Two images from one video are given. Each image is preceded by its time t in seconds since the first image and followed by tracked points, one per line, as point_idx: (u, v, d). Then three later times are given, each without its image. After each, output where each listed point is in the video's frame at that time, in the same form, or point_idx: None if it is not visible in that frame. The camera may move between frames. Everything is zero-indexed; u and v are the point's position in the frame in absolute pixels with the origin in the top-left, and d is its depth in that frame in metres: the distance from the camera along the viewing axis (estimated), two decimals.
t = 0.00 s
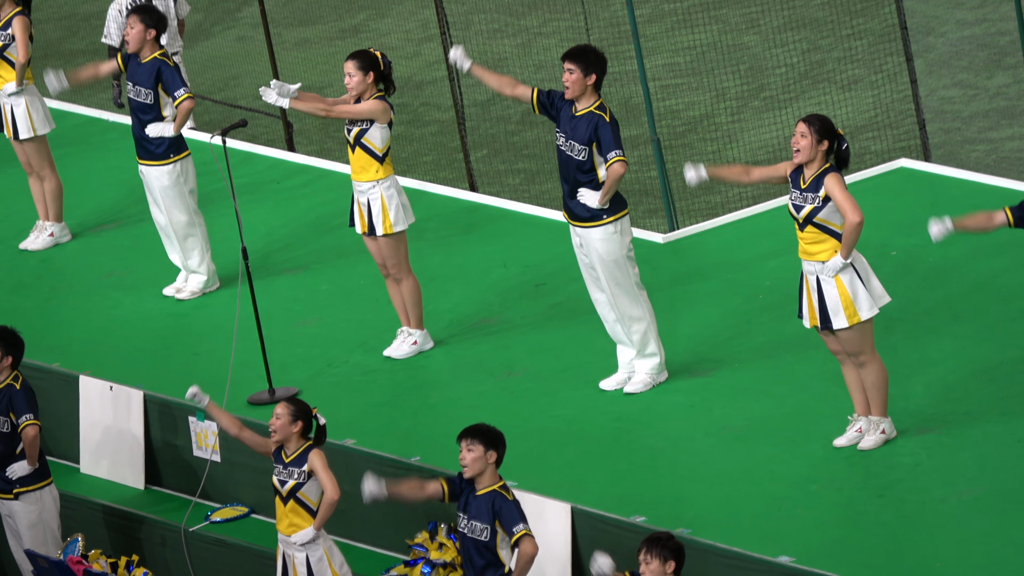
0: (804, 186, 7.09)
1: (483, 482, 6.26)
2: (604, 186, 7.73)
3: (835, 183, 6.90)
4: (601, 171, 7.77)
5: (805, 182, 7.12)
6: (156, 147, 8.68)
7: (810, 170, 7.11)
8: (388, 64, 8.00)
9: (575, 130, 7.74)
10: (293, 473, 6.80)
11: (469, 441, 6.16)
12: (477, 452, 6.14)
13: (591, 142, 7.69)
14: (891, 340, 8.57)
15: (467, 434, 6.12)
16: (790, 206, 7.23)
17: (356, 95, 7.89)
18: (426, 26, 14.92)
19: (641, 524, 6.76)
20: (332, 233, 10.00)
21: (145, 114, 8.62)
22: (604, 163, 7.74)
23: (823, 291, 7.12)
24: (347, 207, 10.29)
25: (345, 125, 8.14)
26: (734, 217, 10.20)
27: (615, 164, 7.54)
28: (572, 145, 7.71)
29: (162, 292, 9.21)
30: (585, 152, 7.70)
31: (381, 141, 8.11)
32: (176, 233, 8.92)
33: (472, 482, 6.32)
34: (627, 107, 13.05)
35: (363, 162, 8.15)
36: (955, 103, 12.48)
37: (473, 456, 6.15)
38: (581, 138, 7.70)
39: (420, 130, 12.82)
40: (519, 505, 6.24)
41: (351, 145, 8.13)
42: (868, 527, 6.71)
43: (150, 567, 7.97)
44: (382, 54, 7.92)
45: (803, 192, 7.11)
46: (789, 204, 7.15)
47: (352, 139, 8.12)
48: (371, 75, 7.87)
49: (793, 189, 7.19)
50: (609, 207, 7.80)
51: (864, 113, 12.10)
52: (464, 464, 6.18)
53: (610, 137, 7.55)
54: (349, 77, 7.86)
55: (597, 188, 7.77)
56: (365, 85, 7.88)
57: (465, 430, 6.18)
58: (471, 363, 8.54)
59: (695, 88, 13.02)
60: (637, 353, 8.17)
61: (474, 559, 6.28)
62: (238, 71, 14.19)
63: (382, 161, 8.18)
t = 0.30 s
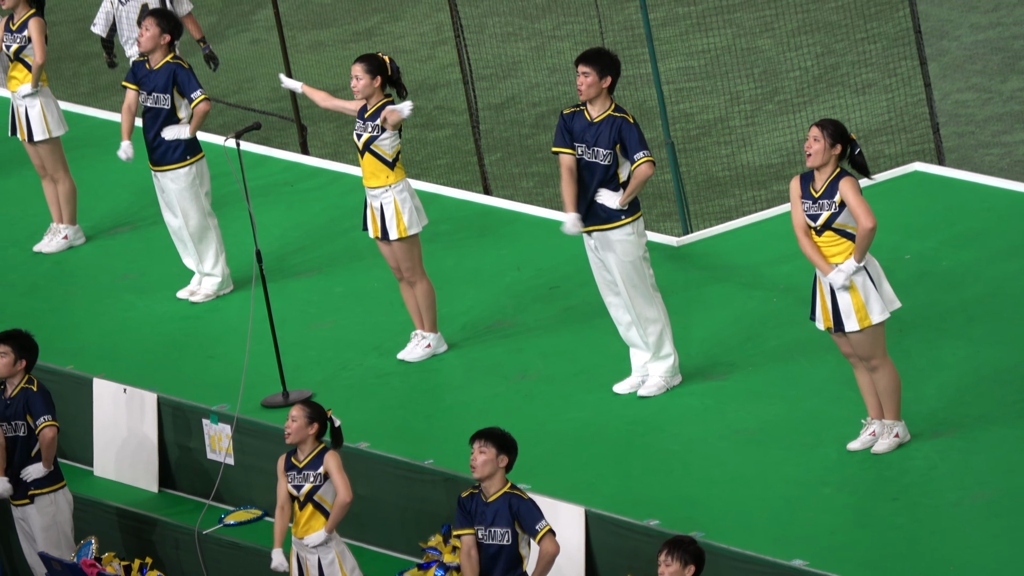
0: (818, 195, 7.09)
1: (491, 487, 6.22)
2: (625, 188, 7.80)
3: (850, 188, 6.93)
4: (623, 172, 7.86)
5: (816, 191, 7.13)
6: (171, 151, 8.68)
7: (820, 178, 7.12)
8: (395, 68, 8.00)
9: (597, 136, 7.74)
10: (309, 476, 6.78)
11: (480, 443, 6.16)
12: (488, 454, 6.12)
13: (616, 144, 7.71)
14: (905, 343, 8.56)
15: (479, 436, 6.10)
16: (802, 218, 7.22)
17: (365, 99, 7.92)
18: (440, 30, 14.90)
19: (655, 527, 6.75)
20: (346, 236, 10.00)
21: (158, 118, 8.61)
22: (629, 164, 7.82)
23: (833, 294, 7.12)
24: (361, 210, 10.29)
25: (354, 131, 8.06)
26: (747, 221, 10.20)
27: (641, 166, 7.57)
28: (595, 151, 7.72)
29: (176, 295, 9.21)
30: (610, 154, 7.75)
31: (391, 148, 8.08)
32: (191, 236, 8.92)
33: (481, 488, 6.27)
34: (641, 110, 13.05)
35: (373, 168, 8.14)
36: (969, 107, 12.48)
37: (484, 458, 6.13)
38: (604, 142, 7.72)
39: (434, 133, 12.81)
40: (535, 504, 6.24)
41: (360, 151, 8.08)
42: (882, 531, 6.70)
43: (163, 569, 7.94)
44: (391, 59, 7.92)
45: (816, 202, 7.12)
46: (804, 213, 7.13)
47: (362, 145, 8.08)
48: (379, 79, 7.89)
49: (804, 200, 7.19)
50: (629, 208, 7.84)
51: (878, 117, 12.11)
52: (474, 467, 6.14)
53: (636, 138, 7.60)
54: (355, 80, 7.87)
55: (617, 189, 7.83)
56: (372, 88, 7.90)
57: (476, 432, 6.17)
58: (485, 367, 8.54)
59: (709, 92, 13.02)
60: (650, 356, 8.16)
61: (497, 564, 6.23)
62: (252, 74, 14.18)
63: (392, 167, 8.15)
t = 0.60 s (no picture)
0: (830, 196, 7.08)
1: (507, 492, 6.24)
2: (635, 194, 7.74)
3: (862, 194, 6.88)
4: (633, 179, 7.77)
5: (832, 191, 7.10)
6: (179, 157, 8.66)
7: (836, 179, 7.08)
8: (411, 76, 7.97)
9: (608, 141, 7.75)
10: (322, 481, 6.78)
11: (489, 451, 6.15)
12: (499, 462, 6.12)
13: (624, 151, 7.69)
14: (918, 348, 8.54)
15: (491, 445, 6.09)
16: (816, 215, 7.22)
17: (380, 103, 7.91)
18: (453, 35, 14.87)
19: (668, 533, 6.74)
20: (359, 243, 10.00)
21: (169, 123, 8.58)
22: (638, 172, 7.77)
23: (847, 300, 7.10)
24: (373, 216, 10.28)
25: (370, 136, 8.06)
26: (760, 226, 10.18)
27: (649, 173, 7.56)
28: (604, 156, 7.72)
29: (188, 302, 9.19)
30: (620, 161, 7.72)
31: (407, 154, 8.10)
32: (202, 243, 8.89)
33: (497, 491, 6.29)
34: (653, 116, 13.04)
35: (388, 173, 8.16)
36: (982, 112, 12.46)
37: (496, 466, 6.14)
38: (613, 148, 7.71)
39: (447, 139, 12.81)
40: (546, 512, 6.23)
41: (377, 156, 8.11)
42: (895, 537, 6.69)
43: None
44: (407, 65, 7.91)
45: (829, 201, 7.10)
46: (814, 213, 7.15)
47: (377, 150, 8.10)
48: (395, 84, 7.86)
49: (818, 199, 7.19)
50: (638, 214, 7.80)
51: (891, 122, 12.11)
52: (487, 475, 6.15)
53: (645, 145, 7.60)
54: (372, 85, 7.86)
55: (628, 196, 7.78)
56: (388, 94, 7.87)
57: (488, 441, 6.15)
58: (498, 373, 8.52)
59: (721, 97, 13.01)
60: (663, 362, 8.15)
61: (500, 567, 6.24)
62: (265, 80, 14.19)
63: (407, 172, 8.18)
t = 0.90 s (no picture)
0: (840, 210, 7.06)
1: (513, 507, 6.19)
2: (644, 211, 7.72)
3: (873, 208, 6.86)
4: (640, 195, 7.74)
5: (841, 206, 7.08)
6: (189, 171, 8.65)
7: (846, 193, 7.07)
8: (426, 91, 7.97)
9: (613, 152, 7.72)
10: (329, 495, 6.75)
11: (499, 465, 6.13)
12: (507, 475, 6.09)
13: (629, 165, 7.65)
14: (930, 361, 8.52)
15: (499, 457, 6.07)
16: (826, 229, 7.19)
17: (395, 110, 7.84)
18: (466, 48, 14.84)
19: (682, 547, 6.75)
20: (371, 256, 10.00)
21: (179, 138, 8.60)
22: (645, 187, 7.71)
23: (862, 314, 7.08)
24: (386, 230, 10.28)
25: (376, 146, 8.09)
26: (773, 239, 10.16)
27: (655, 187, 7.49)
28: (608, 168, 7.68)
29: (202, 315, 9.20)
30: (625, 175, 7.69)
31: (412, 162, 8.05)
32: (215, 257, 8.89)
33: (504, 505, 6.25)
34: (666, 129, 13.04)
35: (395, 183, 8.13)
36: (995, 125, 12.46)
37: (503, 479, 6.11)
38: (618, 161, 7.67)
39: (460, 152, 12.81)
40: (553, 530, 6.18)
41: (383, 165, 8.09)
42: (909, 550, 6.66)
43: None
44: (420, 81, 7.91)
45: (839, 215, 7.08)
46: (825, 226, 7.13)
47: (383, 159, 8.08)
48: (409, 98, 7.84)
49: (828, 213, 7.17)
50: (649, 229, 7.78)
51: (904, 135, 12.11)
52: (493, 487, 6.12)
53: (649, 159, 7.52)
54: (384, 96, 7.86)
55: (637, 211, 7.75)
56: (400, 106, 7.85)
57: (496, 453, 6.14)
58: (510, 386, 8.51)
59: (734, 110, 13.01)
60: (676, 376, 8.14)
61: None
62: (278, 93, 14.20)
63: (413, 181, 8.15)
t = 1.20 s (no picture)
0: (859, 224, 7.05)
1: (538, 520, 6.18)
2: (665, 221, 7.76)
3: (891, 220, 6.89)
4: (662, 207, 7.81)
5: (861, 219, 7.05)
6: (202, 185, 8.61)
7: (864, 207, 7.08)
8: (443, 109, 7.97)
9: (634, 169, 7.74)
10: (347, 508, 6.76)
11: (520, 481, 6.10)
12: (529, 491, 6.07)
13: (652, 178, 7.69)
14: (945, 375, 8.50)
15: (518, 472, 6.06)
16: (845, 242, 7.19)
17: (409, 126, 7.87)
18: (479, 63, 14.80)
19: (695, 561, 6.68)
20: (385, 271, 9.99)
21: (193, 153, 8.60)
22: (666, 199, 7.79)
23: (877, 327, 7.08)
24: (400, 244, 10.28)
25: (393, 160, 8.10)
26: (787, 254, 10.15)
27: (678, 199, 7.54)
28: (631, 183, 7.72)
29: (216, 330, 9.20)
30: (646, 188, 7.72)
31: (432, 176, 8.10)
32: (225, 270, 8.84)
33: (526, 519, 6.23)
34: (680, 144, 13.04)
35: (413, 198, 8.15)
36: (1009, 139, 12.46)
37: (525, 495, 6.09)
38: (640, 175, 7.71)
39: (473, 166, 12.82)
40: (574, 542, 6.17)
41: (401, 179, 8.11)
42: (924, 564, 6.64)
43: None
44: (438, 97, 7.90)
45: (859, 229, 7.08)
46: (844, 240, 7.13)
47: (402, 173, 8.11)
48: (425, 112, 7.84)
49: (847, 227, 7.17)
50: (670, 241, 7.77)
51: (918, 150, 12.12)
52: (517, 503, 6.11)
53: (672, 171, 7.58)
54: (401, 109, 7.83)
55: (657, 223, 7.80)
56: (418, 120, 7.85)
57: (517, 467, 6.13)
58: (525, 401, 8.50)
59: (748, 125, 13.02)
60: (691, 390, 8.12)
61: None
62: (292, 108, 14.22)
63: (432, 197, 8.17)
